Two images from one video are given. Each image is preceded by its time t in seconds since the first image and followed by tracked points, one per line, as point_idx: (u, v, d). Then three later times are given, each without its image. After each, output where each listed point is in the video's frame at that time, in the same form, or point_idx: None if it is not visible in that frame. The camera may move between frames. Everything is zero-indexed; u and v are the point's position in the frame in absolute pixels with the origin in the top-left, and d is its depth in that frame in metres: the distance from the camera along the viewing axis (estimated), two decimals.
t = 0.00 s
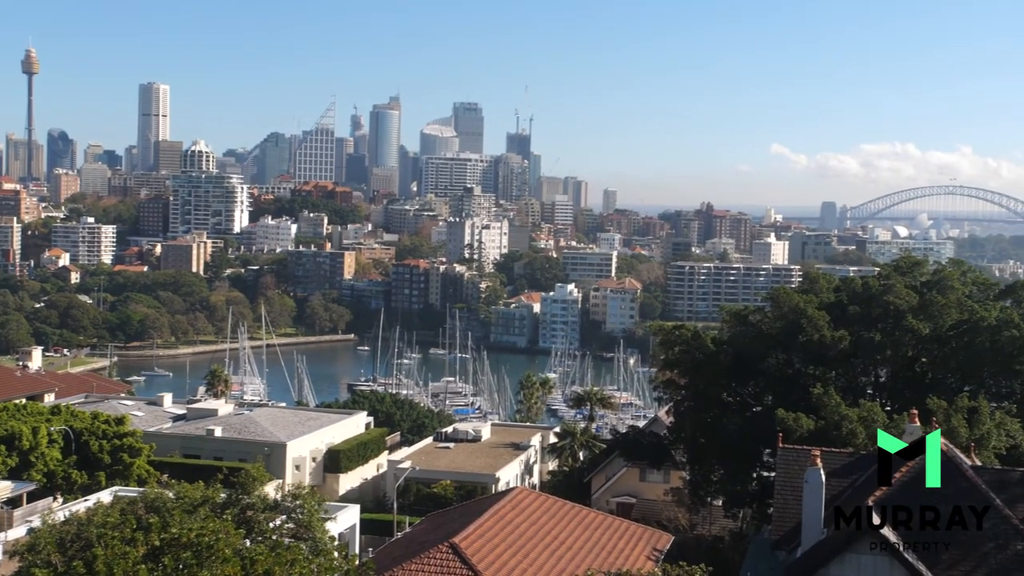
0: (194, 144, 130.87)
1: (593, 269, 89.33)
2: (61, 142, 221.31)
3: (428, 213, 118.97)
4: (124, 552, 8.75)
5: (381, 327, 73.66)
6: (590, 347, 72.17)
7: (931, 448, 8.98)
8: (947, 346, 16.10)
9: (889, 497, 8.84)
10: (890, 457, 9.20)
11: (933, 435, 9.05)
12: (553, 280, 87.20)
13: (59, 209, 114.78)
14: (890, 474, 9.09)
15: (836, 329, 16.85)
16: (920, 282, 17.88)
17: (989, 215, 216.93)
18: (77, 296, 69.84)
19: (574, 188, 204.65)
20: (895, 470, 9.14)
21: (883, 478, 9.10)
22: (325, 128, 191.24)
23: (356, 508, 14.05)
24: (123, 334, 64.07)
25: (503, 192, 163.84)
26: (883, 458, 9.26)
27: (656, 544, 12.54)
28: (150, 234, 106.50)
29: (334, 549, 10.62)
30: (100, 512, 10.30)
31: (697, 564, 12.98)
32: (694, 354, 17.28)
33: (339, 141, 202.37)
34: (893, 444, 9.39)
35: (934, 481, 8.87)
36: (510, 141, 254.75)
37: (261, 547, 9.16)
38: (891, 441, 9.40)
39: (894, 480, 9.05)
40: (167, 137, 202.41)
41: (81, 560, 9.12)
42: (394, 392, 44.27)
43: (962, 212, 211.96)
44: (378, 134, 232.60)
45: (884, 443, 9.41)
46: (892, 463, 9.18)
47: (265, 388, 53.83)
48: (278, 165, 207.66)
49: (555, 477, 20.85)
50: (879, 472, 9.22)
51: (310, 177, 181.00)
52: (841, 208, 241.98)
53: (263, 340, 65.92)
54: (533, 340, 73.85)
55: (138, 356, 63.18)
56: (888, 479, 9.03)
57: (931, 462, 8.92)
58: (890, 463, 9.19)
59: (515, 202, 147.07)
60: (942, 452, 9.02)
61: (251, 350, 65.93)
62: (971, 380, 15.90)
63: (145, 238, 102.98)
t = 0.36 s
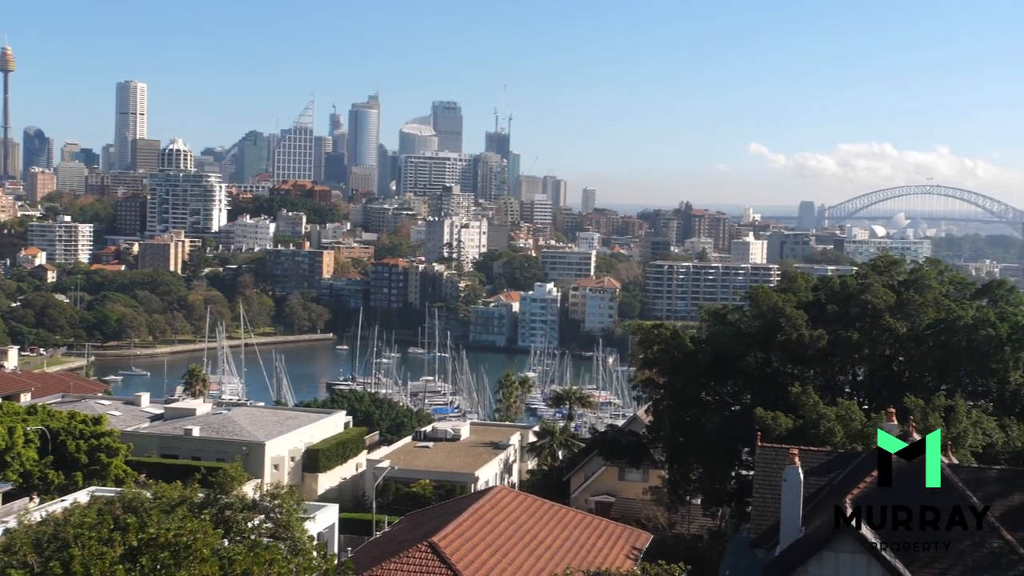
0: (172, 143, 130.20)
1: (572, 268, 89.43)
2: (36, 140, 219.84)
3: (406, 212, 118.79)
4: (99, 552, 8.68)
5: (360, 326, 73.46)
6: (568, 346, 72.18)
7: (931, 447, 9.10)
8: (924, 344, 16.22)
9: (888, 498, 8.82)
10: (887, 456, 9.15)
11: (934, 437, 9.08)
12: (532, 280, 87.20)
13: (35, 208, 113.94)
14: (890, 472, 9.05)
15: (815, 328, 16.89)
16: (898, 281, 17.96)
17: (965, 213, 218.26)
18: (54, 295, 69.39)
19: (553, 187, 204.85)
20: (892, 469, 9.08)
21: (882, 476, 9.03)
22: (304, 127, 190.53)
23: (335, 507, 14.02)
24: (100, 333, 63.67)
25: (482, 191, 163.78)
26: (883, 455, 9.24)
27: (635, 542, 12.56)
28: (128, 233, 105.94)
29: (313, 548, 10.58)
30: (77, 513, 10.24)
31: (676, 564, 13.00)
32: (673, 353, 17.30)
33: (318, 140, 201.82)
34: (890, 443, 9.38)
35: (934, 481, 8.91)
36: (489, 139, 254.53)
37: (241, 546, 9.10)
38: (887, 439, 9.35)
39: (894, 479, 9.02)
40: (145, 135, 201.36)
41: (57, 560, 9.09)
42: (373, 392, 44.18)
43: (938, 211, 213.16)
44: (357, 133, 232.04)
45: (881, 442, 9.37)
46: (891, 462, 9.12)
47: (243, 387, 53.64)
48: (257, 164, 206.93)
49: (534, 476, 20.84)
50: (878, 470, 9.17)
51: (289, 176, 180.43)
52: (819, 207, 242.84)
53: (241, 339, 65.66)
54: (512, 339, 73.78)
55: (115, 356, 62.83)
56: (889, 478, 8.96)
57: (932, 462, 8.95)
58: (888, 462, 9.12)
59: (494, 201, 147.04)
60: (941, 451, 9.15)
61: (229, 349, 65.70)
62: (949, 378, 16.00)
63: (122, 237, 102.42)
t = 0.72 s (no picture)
0: (150, 141, 129.54)
1: (552, 267, 89.62)
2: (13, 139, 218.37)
3: (386, 211, 118.63)
4: (77, 552, 8.60)
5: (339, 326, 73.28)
6: (548, 345, 72.31)
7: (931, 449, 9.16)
8: (902, 343, 16.31)
9: (888, 498, 8.88)
10: (887, 456, 9.28)
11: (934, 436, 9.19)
12: (512, 279, 87.21)
13: (12, 207, 113.19)
14: (890, 474, 9.11)
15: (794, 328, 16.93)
16: (876, 281, 18.02)
17: (943, 213, 219.71)
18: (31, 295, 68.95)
19: (533, 186, 204.92)
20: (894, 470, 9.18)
21: (882, 477, 9.08)
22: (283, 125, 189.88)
23: (314, 506, 13.98)
24: (78, 333, 63.30)
25: (462, 190, 163.72)
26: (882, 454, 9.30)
27: (614, 541, 12.56)
28: (105, 232, 105.34)
29: (292, 548, 10.52)
30: (54, 513, 10.17)
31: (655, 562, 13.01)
32: (652, 352, 17.32)
33: (297, 139, 201.26)
34: (889, 444, 9.48)
35: (934, 480, 9.00)
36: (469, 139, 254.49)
37: (220, 546, 9.03)
38: (886, 440, 9.50)
39: (894, 480, 9.08)
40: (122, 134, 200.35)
41: (35, 562, 9.01)
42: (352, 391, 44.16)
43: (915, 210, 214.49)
44: (336, 132, 231.51)
45: (879, 441, 9.52)
46: (891, 462, 9.22)
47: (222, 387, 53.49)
48: (236, 162, 206.12)
49: (514, 475, 20.84)
50: (879, 470, 9.21)
51: (268, 175, 179.85)
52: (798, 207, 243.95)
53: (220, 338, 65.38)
54: (492, 338, 73.76)
55: (93, 356, 62.48)
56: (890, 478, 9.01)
57: (932, 460, 9.05)
58: (887, 461, 9.17)
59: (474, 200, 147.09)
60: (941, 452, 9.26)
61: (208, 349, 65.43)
62: (926, 377, 16.09)
63: (100, 236, 101.83)
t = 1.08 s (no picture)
0: (129, 139, 128.87)
1: (532, 266, 89.63)
2: None
3: (367, 210, 118.36)
4: (53, 554, 8.51)
5: (320, 324, 73.08)
6: (529, 344, 72.37)
7: (931, 450, 9.53)
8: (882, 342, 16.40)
9: (889, 498, 9.01)
10: (886, 455, 9.36)
11: (934, 436, 9.56)
12: (492, 277, 87.17)
13: None
14: (891, 474, 9.19)
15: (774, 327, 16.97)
16: (855, 280, 18.07)
17: (921, 211, 220.72)
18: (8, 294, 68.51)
19: (513, 185, 204.92)
20: (893, 470, 9.28)
21: (883, 478, 9.17)
22: (263, 124, 189.17)
23: (295, 506, 13.93)
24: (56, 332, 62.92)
25: (442, 190, 163.57)
26: (880, 452, 9.42)
27: (595, 539, 12.56)
28: (83, 231, 104.73)
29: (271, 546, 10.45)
30: (32, 513, 10.12)
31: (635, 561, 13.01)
32: (633, 350, 17.32)
33: (276, 137, 200.56)
34: (889, 442, 9.84)
35: (935, 480, 9.41)
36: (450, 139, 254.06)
37: (199, 546, 8.97)
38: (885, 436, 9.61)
39: (896, 480, 9.15)
40: (100, 132, 199.30)
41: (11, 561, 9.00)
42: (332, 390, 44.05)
43: (894, 209, 215.44)
44: (316, 131, 230.84)
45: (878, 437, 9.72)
46: (889, 460, 9.32)
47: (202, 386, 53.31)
48: (216, 161, 205.23)
49: (494, 474, 20.85)
50: (879, 467, 9.30)
51: (248, 174, 179.21)
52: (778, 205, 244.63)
53: (200, 337, 65.10)
54: (472, 337, 73.64)
55: (72, 355, 62.12)
56: (889, 478, 9.13)
57: (932, 460, 9.47)
58: (887, 460, 9.31)
59: (454, 200, 146.87)
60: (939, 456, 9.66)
61: (187, 348, 65.17)
62: (905, 375, 16.15)
63: (78, 235, 101.26)
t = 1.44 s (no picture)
0: (108, 137, 128.22)
1: (513, 265, 89.68)
2: None
3: (347, 209, 118.13)
4: (31, 556, 8.46)
5: (300, 324, 72.90)
6: (509, 343, 72.39)
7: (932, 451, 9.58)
8: (861, 340, 16.50)
9: (887, 499, 9.05)
10: (886, 456, 9.42)
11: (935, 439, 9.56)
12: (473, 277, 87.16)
13: None
14: (889, 476, 9.24)
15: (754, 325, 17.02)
16: (835, 278, 18.15)
17: (900, 211, 221.84)
18: None
19: (494, 184, 204.87)
20: (892, 472, 9.35)
21: (881, 478, 9.22)
22: (243, 123, 188.50)
23: (275, 505, 13.89)
24: (34, 331, 62.60)
25: (423, 188, 163.43)
26: (882, 453, 9.44)
27: (576, 538, 12.58)
28: (62, 230, 104.18)
29: (252, 546, 10.42)
30: (10, 514, 10.06)
31: (616, 559, 13.02)
32: (613, 350, 17.36)
33: (256, 135, 199.94)
34: (890, 444, 9.85)
35: (935, 481, 9.37)
36: (431, 138, 253.66)
37: (179, 547, 8.91)
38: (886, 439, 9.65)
39: (895, 481, 9.20)
40: (79, 131, 198.22)
41: None
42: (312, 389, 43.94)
43: (874, 208, 216.40)
44: (296, 129, 230.22)
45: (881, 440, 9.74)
46: (889, 462, 9.37)
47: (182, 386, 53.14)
48: (196, 159, 204.43)
49: (475, 473, 20.86)
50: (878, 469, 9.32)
51: (227, 173, 178.47)
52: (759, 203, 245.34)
53: (180, 336, 64.86)
54: (453, 336, 73.60)
55: (50, 355, 61.77)
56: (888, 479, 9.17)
57: (932, 462, 9.47)
58: (887, 462, 9.36)
59: (436, 198, 146.73)
60: (941, 456, 9.68)
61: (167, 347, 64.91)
62: (885, 373, 16.24)
63: (57, 234, 100.72)
